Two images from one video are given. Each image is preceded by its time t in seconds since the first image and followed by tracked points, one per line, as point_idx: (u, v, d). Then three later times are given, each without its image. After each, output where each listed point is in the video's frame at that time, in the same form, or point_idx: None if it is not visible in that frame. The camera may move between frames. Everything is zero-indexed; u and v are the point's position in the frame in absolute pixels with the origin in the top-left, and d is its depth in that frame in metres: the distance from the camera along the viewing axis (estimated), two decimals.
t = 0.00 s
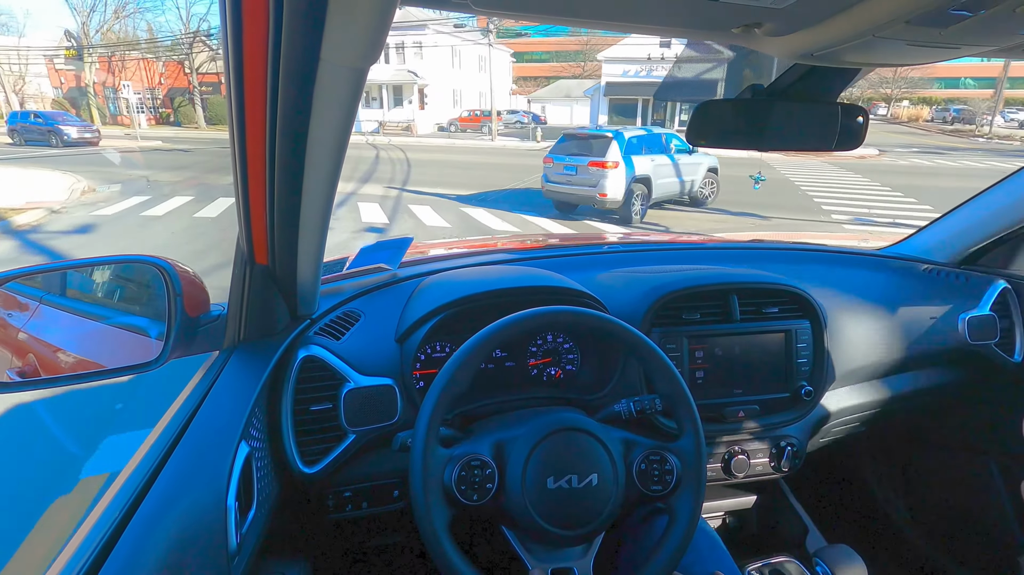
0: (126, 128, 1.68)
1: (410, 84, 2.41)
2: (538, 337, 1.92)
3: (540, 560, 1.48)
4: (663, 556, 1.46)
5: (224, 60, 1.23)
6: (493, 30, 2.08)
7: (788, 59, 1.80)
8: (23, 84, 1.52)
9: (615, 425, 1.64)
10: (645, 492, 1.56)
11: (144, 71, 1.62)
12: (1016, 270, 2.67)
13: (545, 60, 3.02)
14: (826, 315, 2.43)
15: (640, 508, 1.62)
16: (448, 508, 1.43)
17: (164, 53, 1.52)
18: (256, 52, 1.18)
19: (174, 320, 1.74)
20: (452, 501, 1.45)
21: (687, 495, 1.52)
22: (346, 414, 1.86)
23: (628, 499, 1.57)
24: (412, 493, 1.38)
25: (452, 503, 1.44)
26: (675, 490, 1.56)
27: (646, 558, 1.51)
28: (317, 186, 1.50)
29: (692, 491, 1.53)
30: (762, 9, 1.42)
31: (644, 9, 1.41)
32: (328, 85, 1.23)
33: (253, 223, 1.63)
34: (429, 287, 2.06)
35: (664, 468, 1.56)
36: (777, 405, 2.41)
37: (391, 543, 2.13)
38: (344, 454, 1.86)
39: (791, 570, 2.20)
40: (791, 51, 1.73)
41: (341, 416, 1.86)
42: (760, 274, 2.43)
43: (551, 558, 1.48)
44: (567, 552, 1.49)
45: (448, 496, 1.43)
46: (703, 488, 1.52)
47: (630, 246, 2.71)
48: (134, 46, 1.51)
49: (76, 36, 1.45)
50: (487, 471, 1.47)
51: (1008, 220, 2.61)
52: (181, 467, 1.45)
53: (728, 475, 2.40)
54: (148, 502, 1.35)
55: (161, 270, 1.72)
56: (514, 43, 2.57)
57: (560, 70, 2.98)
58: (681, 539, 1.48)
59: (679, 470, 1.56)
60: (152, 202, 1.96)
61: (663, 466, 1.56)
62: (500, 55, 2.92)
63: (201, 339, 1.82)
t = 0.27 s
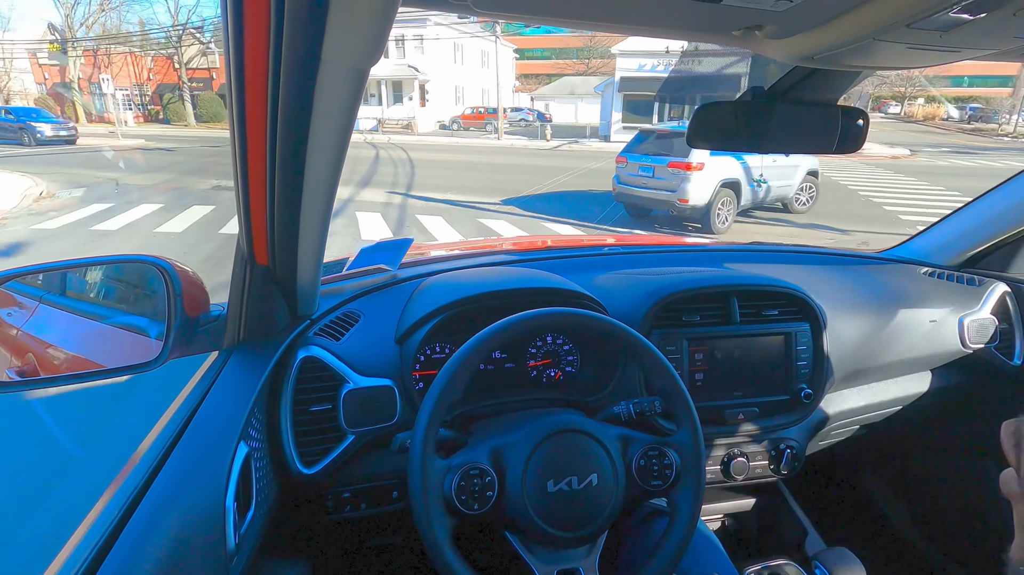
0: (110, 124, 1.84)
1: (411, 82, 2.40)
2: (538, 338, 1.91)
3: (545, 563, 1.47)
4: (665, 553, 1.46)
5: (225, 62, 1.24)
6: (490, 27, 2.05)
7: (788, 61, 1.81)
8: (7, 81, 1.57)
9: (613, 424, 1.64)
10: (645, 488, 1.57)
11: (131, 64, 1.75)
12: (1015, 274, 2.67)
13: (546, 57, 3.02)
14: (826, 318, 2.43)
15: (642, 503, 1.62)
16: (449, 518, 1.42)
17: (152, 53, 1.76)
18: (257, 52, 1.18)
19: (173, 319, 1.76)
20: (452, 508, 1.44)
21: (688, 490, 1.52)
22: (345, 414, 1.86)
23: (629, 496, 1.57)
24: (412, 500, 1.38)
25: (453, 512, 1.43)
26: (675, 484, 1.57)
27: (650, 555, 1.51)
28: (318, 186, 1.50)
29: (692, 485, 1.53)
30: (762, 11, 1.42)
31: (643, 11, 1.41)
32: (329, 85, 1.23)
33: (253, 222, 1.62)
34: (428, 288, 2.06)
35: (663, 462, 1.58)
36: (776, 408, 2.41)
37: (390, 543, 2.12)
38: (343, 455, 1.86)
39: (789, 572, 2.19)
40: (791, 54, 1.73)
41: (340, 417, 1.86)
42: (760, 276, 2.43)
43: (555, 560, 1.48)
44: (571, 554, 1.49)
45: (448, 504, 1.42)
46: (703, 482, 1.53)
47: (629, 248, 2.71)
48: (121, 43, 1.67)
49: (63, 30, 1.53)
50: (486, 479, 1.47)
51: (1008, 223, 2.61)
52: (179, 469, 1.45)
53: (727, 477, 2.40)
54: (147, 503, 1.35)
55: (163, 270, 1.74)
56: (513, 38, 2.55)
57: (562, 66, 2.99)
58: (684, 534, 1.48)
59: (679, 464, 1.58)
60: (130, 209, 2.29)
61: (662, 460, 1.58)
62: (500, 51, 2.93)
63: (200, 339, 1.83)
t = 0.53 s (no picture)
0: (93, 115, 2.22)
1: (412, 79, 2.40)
2: (538, 340, 1.92)
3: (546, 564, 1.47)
4: (663, 555, 1.46)
5: (226, 61, 1.24)
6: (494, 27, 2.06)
7: (787, 65, 1.81)
8: None
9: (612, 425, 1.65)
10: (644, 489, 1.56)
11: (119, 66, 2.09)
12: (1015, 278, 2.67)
13: (548, 56, 3.03)
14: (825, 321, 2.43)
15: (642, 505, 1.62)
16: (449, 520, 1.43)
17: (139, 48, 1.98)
18: (258, 52, 1.18)
19: (173, 319, 1.76)
20: (450, 511, 1.45)
21: (686, 490, 1.52)
22: (344, 415, 1.85)
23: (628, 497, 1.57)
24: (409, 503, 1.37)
25: (452, 514, 1.45)
26: (675, 485, 1.55)
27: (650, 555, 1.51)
28: (318, 186, 1.50)
29: (691, 485, 1.53)
30: (762, 15, 1.43)
31: (644, 15, 1.42)
32: (330, 85, 1.23)
33: (253, 222, 1.62)
34: (428, 289, 2.06)
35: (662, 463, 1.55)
36: (775, 411, 2.41)
37: (390, 545, 2.12)
38: (342, 455, 1.86)
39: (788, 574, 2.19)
40: (790, 58, 1.74)
41: (339, 418, 1.85)
42: (759, 279, 2.43)
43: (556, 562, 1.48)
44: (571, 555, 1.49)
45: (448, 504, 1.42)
46: (701, 483, 1.53)
47: (628, 250, 2.71)
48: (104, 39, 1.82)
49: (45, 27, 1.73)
50: (484, 482, 1.48)
51: (1007, 227, 2.62)
52: (177, 468, 1.44)
53: (726, 479, 2.40)
54: (144, 503, 1.34)
55: (161, 270, 1.72)
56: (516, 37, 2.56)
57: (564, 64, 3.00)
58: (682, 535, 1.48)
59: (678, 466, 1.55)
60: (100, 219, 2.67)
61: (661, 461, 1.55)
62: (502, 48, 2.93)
63: (200, 339, 1.82)
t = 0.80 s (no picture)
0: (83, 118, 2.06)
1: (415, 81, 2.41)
2: (537, 341, 1.92)
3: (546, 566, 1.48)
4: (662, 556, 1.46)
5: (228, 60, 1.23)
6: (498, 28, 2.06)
7: (788, 68, 1.81)
8: None
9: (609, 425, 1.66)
10: (642, 488, 1.54)
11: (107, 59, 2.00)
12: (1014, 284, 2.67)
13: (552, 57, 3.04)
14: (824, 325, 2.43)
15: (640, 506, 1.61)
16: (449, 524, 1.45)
17: (130, 46, 2.00)
18: (260, 51, 1.18)
19: (171, 317, 1.75)
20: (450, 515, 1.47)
21: (684, 489, 1.52)
22: (343, 415, 1.85)
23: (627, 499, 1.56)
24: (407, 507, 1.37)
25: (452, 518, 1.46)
26: (673, 485, 1.55)
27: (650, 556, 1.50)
28: (319, 186, 1.50)
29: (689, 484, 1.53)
30: (764, 19, 1.43)
31: (646, 17, 1.42)
32: (332, 85, 1.23)
33: (254, 221, 1.62)
34: (428, 290, 2.06)
35: (660, 463, 1.55)
36: (774, 415, 2.41)
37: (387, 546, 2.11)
38: (340, 455, 1.85)
39: None
40: (792, 61, 1.74)
41: (338, 418, 1.85)
42: (759, 282, 2.43)
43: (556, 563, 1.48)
44: (571, 557, 1.49)
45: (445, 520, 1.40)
46: (700, 481, 1.52)
47: (628, 252, 2.72)
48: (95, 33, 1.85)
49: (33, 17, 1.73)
50: (483, 485, 1.50)
51: (1007, 233, 2.62)
52: (174, 468, 1.44)
53: (725, 483, 2.39)
54: (141, 502, 1.34)
55: (161, 267, 1.72)
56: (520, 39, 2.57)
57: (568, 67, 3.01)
58: (682, 534, 1.47)
59: (675, 465, 1.55)
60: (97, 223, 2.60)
61: (659, 460, 1.55)
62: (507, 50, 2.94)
63: (199, 337, 1.81)
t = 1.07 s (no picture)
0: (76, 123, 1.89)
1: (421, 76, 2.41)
2: (540, 337, 1.92)
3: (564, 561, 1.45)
4: (674, 535, 1.48)
5: (232, 54, 1.23)
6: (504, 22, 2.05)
7: (795, 64, 1.80)
8: None
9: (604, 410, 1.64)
10: (646, 466, 1.57)
11: (102, 58, 1.77)
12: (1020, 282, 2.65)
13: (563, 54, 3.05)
14: (828, 322, 2.42)
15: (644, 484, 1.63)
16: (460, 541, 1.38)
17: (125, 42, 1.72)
18: (263, 45, 1.18)
19: (175, 312, 1.75)
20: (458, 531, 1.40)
21: (687, 464, 1.54)
22: (346, 409, 1.86)
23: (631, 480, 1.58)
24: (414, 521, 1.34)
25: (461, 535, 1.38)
26: (674, 460, 1.58)
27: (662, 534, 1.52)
28: (322, 180, 1.50)
29: (691, 458, 1.54)
30: (771, 13, 1.42)
31: (651, 12, 1.41)
32: (336, 79, 1.23)
33: (257, 215, 1.62)
34: (430, 285, 2.07)
35: (659, 440, 1.58)
36: (776, 412, 2.41)
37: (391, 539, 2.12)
38: (344, 448, 1.87)
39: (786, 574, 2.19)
40: (798, 57, 1.73)
41: (340, 412, 1.86)
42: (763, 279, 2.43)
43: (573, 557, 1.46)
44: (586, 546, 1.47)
45: (454, 526, 1.37)
46: (702, 456, 1.54)
47: (633, 248, 2.71)
48: (89, 28, 1.64)
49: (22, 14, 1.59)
50: (489, 497, 1.41)
51: (1013, 230, 2.59)
52: (178, 461, 1.45)
53: (726, 479, 2.40)
54: (146, 495, 1.34)
55: (166, 262, 1.73)
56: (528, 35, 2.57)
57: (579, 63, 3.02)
58: (690, 510, 1.49)
59: (675, 441, 1.58)
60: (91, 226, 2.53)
61: (658, 438, 1.58)
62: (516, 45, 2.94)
63: (203, 332, 1.83)
